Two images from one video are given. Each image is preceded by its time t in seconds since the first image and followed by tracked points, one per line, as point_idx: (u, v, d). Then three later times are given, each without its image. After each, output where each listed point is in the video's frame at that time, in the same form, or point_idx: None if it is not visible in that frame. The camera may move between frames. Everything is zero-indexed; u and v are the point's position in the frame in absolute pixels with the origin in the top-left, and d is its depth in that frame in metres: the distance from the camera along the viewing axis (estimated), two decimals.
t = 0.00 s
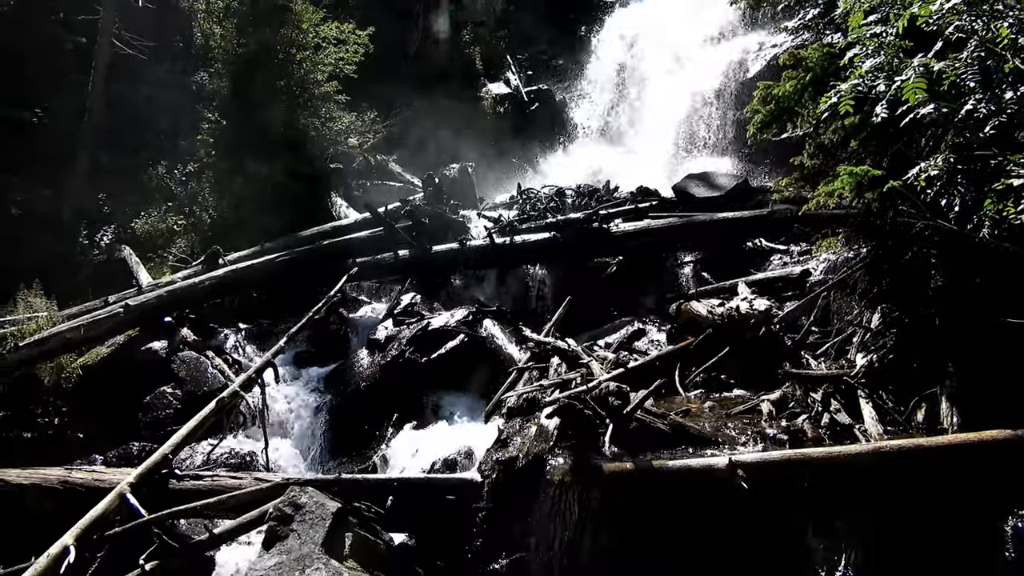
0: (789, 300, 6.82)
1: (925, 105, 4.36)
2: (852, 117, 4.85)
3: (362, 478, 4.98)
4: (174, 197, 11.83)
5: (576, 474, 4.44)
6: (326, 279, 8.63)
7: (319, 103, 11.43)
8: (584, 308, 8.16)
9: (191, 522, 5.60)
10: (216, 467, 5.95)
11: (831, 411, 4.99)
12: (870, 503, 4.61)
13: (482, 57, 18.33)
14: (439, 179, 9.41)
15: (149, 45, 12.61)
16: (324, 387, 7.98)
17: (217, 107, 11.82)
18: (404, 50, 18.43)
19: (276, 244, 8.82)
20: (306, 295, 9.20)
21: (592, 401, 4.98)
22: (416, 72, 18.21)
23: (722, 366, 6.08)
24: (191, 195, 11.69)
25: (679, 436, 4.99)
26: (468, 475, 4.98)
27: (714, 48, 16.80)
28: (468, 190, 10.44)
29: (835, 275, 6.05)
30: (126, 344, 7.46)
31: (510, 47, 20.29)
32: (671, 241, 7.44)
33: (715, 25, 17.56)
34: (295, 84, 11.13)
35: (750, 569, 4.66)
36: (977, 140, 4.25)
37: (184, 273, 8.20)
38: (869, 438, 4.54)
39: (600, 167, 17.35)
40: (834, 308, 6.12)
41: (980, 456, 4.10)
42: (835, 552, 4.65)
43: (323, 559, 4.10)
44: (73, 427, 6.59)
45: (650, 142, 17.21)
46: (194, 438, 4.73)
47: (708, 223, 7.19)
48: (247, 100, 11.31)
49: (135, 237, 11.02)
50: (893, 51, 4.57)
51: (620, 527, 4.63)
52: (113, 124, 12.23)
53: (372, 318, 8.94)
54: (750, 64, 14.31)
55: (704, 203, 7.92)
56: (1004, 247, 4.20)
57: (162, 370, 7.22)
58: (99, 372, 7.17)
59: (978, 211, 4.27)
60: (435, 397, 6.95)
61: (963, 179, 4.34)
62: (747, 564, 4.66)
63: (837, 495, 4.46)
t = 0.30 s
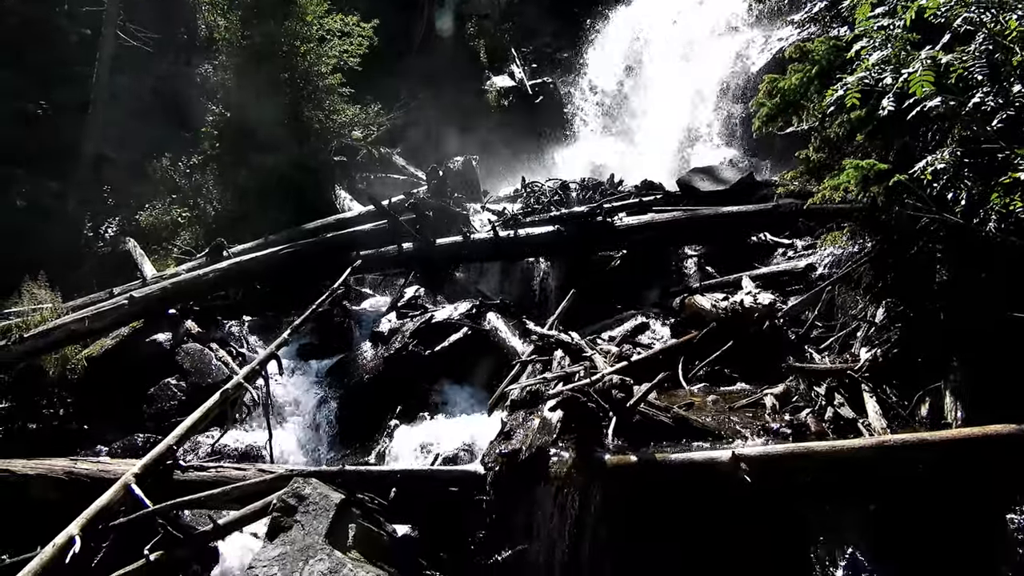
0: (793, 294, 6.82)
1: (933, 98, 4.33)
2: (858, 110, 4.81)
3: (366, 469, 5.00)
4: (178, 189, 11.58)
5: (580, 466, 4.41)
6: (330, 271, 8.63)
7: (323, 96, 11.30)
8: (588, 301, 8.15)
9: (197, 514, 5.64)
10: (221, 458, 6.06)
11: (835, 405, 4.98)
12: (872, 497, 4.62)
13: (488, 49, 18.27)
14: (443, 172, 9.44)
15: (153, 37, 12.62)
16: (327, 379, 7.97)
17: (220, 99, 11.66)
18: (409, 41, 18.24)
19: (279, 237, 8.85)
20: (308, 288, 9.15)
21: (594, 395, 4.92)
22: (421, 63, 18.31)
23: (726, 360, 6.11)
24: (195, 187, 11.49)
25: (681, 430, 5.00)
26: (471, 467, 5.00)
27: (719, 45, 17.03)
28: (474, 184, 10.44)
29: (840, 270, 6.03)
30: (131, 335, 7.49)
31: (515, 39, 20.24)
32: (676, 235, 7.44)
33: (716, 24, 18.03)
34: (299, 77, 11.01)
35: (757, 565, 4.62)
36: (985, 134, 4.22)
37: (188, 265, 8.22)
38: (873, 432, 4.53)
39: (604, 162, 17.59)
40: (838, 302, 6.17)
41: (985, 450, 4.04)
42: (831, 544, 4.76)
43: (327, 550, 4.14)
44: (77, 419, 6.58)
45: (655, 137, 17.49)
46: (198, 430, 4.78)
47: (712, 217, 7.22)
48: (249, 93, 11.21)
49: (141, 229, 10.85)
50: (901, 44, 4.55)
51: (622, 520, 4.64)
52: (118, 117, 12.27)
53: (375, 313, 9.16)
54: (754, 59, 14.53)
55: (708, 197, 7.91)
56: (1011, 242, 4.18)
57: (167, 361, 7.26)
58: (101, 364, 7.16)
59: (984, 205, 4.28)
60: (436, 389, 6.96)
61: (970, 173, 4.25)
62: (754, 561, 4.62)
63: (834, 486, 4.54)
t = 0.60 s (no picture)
0: (796, 286, 6.81)
1: (939, 88, 4.30)
2: (864, 100, 4.78)
3: (369, 460, 5.03)
4: (181, 180, 11.67)
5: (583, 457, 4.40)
6: (334, 263, 8.63)
7: (326, 87, 11.17)
8: (592, 293, 8.26)
9: (200, 504, 5.55)
10: (226, 447, 6.15)
11: (837, 396, 4.97)
12: (875, 487, 4.64)
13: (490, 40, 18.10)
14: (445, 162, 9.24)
15: (156, 28, 12.58)
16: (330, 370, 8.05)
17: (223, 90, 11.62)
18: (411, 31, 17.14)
19: (282, 228, 8.83)
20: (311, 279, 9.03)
21: (598, 386, 4.88)
22: (425, 54, 17.51)
23: (729, 351, 6.12)
24: (198, 177, 11.58)
25: (685, 420, 5.00)
26: (474, 458, 5.04)
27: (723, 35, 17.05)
28: (474, 174, 10.55)
29: (844, 260, 5.96)
30: (134, 327, 7.42)
31: (518, 30, 20.15)
32: (679, 225, 7.42)
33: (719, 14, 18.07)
34: (301, 68, 10.90)
35: (757, 553, 4.68)
36: (991, 124, 4.20)
37: (192, 256, 8.20)
38: (876, 423, 4.53)
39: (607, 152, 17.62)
40: (842, 294, 6.06)
41: (987, 440, 4.04)
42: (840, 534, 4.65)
43: (331, 540, 4.18)
44: (82, 410, 6.63)
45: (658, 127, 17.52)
46: (202, 420, 4.80)
47: (717, 208, 7.17)
48: (252, 85, 11.12)
49: (144, 220, 11.08)
50: (907, 33, 4.51)
51: (625, 511, 4.63)
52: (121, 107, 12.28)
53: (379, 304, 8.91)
54: (759, 48, 14.52)
55: (712, 187, 7.90)
56: (1016, 233, 4.16)
57: (172, 352, 7.36)
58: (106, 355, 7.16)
59: (988, 197, 4.25)
60: (440, 380, 6.94)
61: (975, 162, 4.29)
62: (753, 549, 4.68)
63: (838, 477, 4.53)
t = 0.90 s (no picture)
0: (800, 275, 6.76)
1: (945, 75, 4.26)
2: (869, 89, 4.75)
3: (371, 448, 5.05)
4: (183, 168, 11.56)
5: (584, 446, 4.44)
6: (336, 250, 8.65)
7: (328, 75, 11.13)
8: (594, 282, 8.18)
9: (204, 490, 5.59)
10: (229, 437, 6.08)
11: (840, 385, 4.97)
12: (875, 483, 4.64)
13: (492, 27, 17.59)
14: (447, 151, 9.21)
15: (157, 15, 12.51)
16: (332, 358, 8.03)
17: (224, 78, 11.61)
18: (413, 25, 17.13)
19: (285, 217, 8.80)
20: (314, 269, 9.01)
21: (599, 374, 4.93)
22: (427, 45, 17.47)
23: (731, 341, 6.11)
24: (200, 166, 11.47)
25: (687, 409, 5.00)
26: (476, 446, 5.06)
27: (728, 25, 17.07)
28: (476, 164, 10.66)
29: (846, 251, 5.97)
30: (138, 315, 7.44)
31: (521, 19, 20.04)
32: (682, 215, 7.42)
33: (723, 3, 18.17)
34: (303, 56, 10.85)
35: (757, 551, 4.72)
36: (997, 112, 4.18)
37: (194, 245, 8.24)
38: (878, 412, 4.52)
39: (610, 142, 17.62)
40: (845, 283, 6.08)
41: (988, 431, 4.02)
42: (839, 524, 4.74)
43: (334, 526, 4.23)
44: (84, 398, 6.64)
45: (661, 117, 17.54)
46: (203, 408, 4.82)
47: (720, 197, 7.19)
48: (255, 74, 11.13)
49: (147, 209, 11.16)
50: (913, 20, 4.48)
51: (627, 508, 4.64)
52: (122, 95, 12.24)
53: (382, 292, 9.13)
54: (764, 37, 14.54)
55: (716, 177, 7.87)
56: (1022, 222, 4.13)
57: (173, 340, 7.31)
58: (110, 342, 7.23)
59: (995, 184, 4.26)
60: (442, 370, 6.93)
61: (981, 152, 4.22)
62: (753, 547, 4.72)
63: (840, 467, 4.50)
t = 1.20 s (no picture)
0: (802, 263, 6.71)
1: (951, 61, 4.22)
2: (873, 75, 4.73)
3: (373, 435, 5.07)
4: (185, 156, 11.75)
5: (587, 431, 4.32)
6: (338, 239, 8.79)
7: (329, 63, 11.10)
8: (596, 269, 8.23)
9: (207, 476, 5.59)
10: (231, 422, 6.12)
11: (842, 372, 4.97)
12: (877, 464, 4.66)
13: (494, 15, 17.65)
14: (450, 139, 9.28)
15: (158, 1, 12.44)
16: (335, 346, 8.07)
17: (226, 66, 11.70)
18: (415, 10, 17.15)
19: (287, 205, 8.81)
20: (317, 256, 9.17)
21: (601, 361, 4.85)
22: (427, 31, 17.37)
23: (733, 328, 6.15)
24: (202, 154, 11.59)
25: (689, 397, 5.00)
26: (479, 433, 5.06)
27: (731, 14, 17.02)
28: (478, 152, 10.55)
29: (850, 238, 5.95)
30: (140, 303, 7.44)
31: (523, 7, 19.91)
32: (685, 202, 7.38)
33: None
34: (303, 43, 10.84)
35: (757, 526, 4.72)
36: (1002, 98, 4.14)
37: (197, 232, 8.28)
38: (880, 400, 4.51)
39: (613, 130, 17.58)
40: (847, 271, 6.02)
41: (991, 418, 3.99)
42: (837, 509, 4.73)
43: (336, 513, 4.28)
44: (88, 385, 6.64)
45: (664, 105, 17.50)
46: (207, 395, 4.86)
47: (724, 184, 7.15)
48: (257, 62, 11.12)
49: (148, 196, 11.26)
50: (919, 5, 4.44)
51: (631, 484, 4.65)
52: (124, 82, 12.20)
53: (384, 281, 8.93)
54: (769, 24, 14.48)
55: (719, 165, 7.86)
56: None
57: (177, 328, 7.30)
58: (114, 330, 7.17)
59: (1000, 170, 4.18)
60: (445, 357, 6.97)
61: (986, 138, 4.19)
62: (753, 522, 4.73)
63: (840, 454, 4.50)
